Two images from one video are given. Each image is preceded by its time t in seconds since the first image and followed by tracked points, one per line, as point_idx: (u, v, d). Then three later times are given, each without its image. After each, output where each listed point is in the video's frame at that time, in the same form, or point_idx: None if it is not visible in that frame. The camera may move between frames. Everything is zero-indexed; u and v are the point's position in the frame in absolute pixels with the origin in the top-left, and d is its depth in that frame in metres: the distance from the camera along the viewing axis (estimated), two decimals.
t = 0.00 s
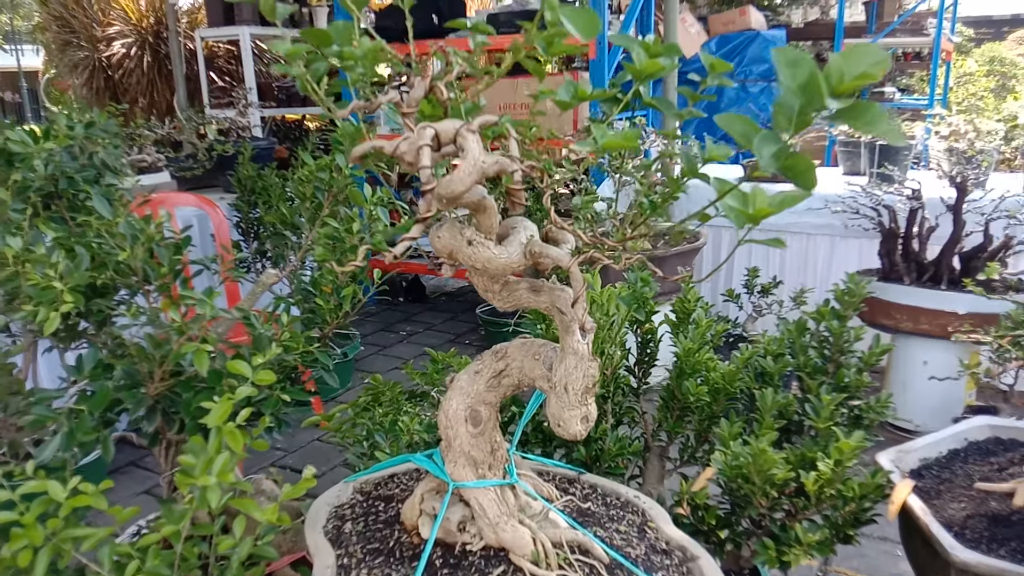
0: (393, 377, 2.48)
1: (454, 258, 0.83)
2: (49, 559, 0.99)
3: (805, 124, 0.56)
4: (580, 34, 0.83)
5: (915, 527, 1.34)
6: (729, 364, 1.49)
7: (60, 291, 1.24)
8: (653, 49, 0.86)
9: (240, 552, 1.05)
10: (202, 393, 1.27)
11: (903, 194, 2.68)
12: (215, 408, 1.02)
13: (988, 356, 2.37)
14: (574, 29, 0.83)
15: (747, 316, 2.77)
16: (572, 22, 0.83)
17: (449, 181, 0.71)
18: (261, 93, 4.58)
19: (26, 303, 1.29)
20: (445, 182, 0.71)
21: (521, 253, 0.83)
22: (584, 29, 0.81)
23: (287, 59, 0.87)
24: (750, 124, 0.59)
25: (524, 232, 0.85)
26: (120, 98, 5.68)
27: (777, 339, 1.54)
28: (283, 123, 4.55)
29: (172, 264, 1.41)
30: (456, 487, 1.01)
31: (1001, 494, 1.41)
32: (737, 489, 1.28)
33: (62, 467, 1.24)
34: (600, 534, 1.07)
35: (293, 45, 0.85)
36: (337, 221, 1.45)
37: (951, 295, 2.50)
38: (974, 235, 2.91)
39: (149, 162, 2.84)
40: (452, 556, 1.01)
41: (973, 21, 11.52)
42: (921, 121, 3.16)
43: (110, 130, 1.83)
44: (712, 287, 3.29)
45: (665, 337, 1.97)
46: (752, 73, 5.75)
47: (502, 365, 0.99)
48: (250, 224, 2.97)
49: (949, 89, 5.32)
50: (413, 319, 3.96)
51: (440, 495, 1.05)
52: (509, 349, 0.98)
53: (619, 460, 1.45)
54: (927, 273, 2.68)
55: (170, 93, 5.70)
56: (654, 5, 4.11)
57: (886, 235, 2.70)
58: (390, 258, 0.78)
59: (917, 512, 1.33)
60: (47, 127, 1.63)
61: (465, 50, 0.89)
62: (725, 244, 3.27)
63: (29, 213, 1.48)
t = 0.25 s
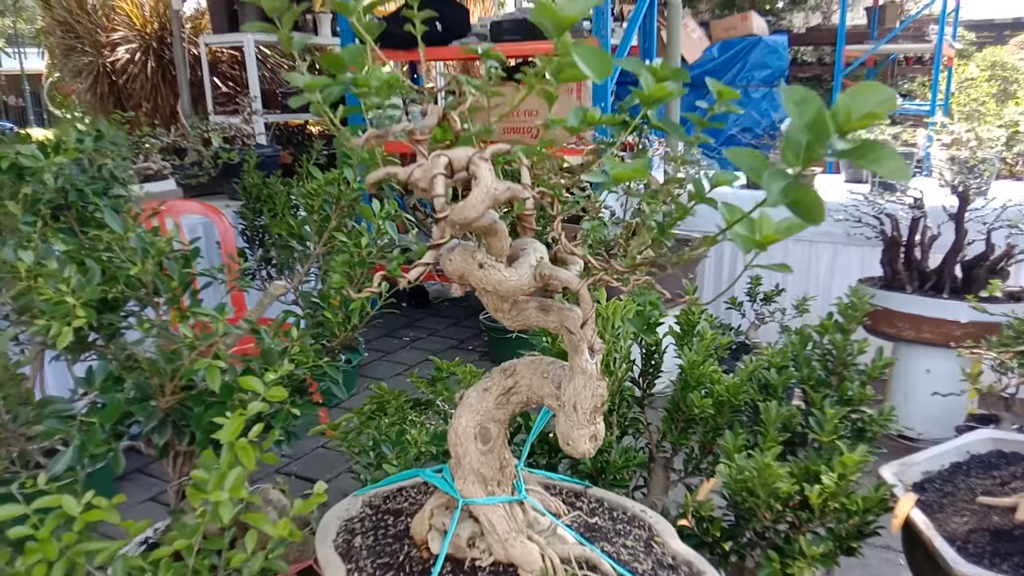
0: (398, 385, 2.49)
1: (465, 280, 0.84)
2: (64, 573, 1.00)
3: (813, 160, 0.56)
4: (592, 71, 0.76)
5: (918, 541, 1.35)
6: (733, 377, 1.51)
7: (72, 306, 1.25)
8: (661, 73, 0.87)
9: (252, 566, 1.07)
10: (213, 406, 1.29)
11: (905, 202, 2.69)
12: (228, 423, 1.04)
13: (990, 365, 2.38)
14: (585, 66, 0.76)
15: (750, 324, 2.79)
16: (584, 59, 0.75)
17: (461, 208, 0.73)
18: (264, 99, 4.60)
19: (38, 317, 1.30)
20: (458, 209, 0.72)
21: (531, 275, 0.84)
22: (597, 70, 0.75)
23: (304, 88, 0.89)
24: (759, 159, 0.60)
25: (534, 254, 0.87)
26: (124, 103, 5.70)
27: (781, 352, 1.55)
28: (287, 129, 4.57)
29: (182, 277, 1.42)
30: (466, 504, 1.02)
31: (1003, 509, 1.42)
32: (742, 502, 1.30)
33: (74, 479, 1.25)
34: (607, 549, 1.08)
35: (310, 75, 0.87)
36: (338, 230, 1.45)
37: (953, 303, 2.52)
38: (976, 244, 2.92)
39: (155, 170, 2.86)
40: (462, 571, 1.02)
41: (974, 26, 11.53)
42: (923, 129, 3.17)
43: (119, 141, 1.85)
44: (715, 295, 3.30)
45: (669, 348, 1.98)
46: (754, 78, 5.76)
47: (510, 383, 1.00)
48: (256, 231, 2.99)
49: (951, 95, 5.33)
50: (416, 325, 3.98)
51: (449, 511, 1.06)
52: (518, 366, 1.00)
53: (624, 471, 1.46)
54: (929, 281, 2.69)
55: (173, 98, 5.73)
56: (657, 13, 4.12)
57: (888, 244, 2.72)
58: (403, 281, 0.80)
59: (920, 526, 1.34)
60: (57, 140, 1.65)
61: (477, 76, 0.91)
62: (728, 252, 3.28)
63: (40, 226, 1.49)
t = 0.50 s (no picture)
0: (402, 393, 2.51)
1: (478, 307, 0.86)
2: None
3: (822, 204, 0.57)
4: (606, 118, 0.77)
5: (921, 555, 1.36)
6: (737, 391, 1.53)
7: (85, 324, 1.27)
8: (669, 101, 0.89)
9: None
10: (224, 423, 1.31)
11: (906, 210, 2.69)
12: (240, 442, 1.05)
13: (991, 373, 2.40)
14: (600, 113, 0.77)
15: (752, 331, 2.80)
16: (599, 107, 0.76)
17: (475, 241, 0.74)
18: (267, 103, 4.61)
19: (51, 333, 1.32)
20: (472, 242, 0.74)
21: (542, 302, 0.85)
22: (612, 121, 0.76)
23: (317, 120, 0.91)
24: (771, 200, 0.61)
25: (545, 280, 0.88)
26: (126, 106, 5.71)
27: (785, 365, 1.57)
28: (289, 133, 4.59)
29: (192, 292, 1.44)
30: (476, 524, 1.04)
31: (1005, 524, 1.44)
32: (747, 517, 1.31)
33: (86, 494, 1.27)
34: (615, 567, 1.09)
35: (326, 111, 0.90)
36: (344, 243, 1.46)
37: (953, 311, 2.53)
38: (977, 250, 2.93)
39: (159, 177, 2.87)
40: None
41: (973, 25, 11.56)
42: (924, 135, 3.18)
43: (126, 155, 1.87)
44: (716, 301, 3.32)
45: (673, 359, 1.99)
46: (754, 81, 5.79)
47: (520, 404, 1.01)
48: (259, 238, 3.00)
49: (951, 98, 5.34)
50: (418, 329, 3.99)
51: (460, 530, 1.08)
52: (527, 388, 1.01)
53: (629, 484, 1.48)
54: (931, 288, 2.70)
55: (175, 101, 5.75)
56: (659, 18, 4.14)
57: (889, 251, 2.73)
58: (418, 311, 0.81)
59: (923, 541, 1.36)
60: (66, 155, 1.66)
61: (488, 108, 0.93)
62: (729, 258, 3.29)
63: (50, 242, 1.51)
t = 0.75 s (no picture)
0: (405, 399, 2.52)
1: (489, 327, 0.87)
2: None
3: (831, 235, 0.59)
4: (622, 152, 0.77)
5: (923, 565, 1.38)
6: (740, 400, 1.54)
7: (95, 336, 1.28)
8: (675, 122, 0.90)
9: None
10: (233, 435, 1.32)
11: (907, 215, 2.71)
12: (252, 455, 1.06)
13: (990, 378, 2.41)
14: (616, 146, 0.77)
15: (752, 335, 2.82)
16: (614, 140, 0.77)
17: (489, 264, 0.76)
18: (268, 106, 4.63)
19: (61, 345, 1.33)
20: (485, 265, 0.75)
21: (552, 321, 0.86)
22: (628, 151, 0.76)
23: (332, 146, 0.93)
24: (782, 229, 0.63)
25: (555, 299, 0.89)
26: (126, 108, 5.72)
27: (787, 374, 1.58)
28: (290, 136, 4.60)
29: (200, 304, 1.45)
30: (486, 537, 1.05)
31: (1006, 534, 1.45)
32: (751, 526, 1.33)
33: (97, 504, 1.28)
34: None
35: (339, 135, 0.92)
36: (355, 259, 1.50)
37: (953, 316, 2.55)
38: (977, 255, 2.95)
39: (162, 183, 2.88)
40: None
41: (971, 24, 11.59)
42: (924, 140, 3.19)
43: (132, 164, 1.88)
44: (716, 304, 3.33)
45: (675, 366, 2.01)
46: (754, 83, 5.85)
47: (529, 419, 1.03)
48: (262, 242, 3.01)
49: (950, 101, 5.36)
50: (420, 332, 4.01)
51: (469, 543, 1.09)
52: (535, 403, 1.02)
53: (633, 492, 1.49)
54: (931, 293, 2.71)
55: (175, 103, 5.76)
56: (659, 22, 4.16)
57: (889, 256, 2.74)
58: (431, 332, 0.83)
59: (925, 551, 1.37)
60: (74, 165, 1.68)
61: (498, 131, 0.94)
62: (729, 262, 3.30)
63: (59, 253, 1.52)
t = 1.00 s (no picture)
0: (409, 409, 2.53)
1: (498, 352, 0.88)
2: None
3: (838, 273, 0.60)
4: (632, 196, 0.78)
5: None
6: (743, 414, 1.56)
7: (106, 354, 1.30)
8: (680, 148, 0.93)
9: None
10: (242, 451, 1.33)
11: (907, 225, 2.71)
12: (263, 474, 1.08)
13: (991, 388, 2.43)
14: (626, 190, 0.78)
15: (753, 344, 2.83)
16: (625, 181, 0.78)
17: (499, 294, 0.77)
18: (270, 113, 4.64)
19: (72, 362, 1.35)
20: (497, 296, 0.77)
21: (561, 346, 0.88)
22: (638, 193, 0.76)
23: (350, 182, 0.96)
24: (788, 265, 0.64)
25: (562, 323, 0.90)
26: (128, 113, 5.73)
27: (790, 388, 1.59)
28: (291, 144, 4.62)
29: (209, 320, 1.47)
30: (494, 557, 1.07)
31: (1008, 551, 1.47)
32: (754, 542, 1.34)
33: (107, 520, 1.30)
34: None
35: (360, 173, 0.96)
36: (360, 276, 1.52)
37: (954, 326, 2.56)
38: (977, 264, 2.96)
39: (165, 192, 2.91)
40: None
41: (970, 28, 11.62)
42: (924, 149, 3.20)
43: (139, 179, 1.90)
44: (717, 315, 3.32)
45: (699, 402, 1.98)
46: (754, 88, 5.87)
47: (536, 439, 1.04)
48: (265, 250, 3.02)
49: (950, 108, 5.37)
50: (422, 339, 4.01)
51: (477, 562, 1.11)
52: (543, 424, 1.03)
53: (636, 506, 1.51)
54: (931, 302, 2.72)
55: (177, 108, 5.77)
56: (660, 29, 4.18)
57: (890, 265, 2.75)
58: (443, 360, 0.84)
59: (927, 567, 1.39)
60: (83, 181, 1.70)
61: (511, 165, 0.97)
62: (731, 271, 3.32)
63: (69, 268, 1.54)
